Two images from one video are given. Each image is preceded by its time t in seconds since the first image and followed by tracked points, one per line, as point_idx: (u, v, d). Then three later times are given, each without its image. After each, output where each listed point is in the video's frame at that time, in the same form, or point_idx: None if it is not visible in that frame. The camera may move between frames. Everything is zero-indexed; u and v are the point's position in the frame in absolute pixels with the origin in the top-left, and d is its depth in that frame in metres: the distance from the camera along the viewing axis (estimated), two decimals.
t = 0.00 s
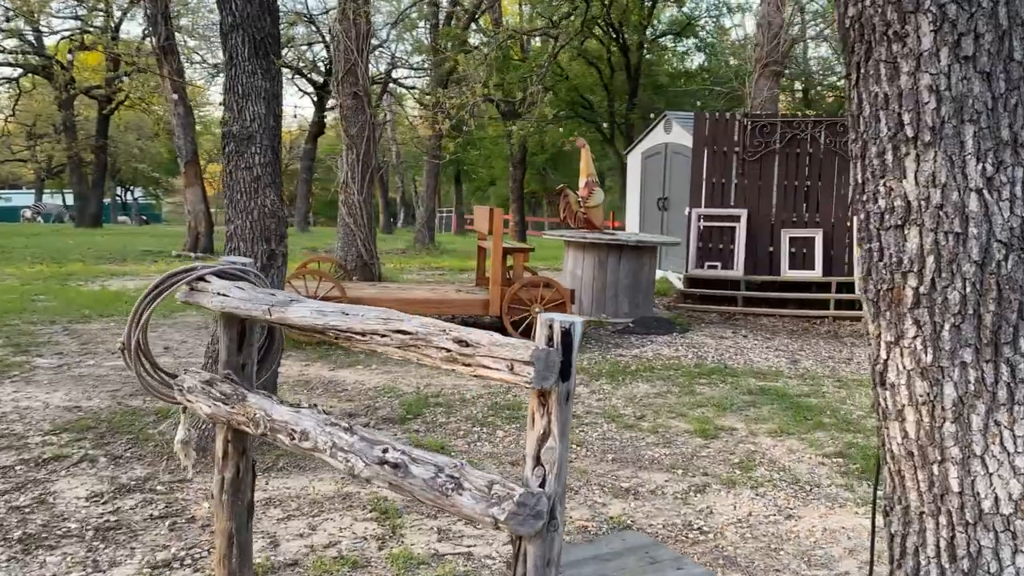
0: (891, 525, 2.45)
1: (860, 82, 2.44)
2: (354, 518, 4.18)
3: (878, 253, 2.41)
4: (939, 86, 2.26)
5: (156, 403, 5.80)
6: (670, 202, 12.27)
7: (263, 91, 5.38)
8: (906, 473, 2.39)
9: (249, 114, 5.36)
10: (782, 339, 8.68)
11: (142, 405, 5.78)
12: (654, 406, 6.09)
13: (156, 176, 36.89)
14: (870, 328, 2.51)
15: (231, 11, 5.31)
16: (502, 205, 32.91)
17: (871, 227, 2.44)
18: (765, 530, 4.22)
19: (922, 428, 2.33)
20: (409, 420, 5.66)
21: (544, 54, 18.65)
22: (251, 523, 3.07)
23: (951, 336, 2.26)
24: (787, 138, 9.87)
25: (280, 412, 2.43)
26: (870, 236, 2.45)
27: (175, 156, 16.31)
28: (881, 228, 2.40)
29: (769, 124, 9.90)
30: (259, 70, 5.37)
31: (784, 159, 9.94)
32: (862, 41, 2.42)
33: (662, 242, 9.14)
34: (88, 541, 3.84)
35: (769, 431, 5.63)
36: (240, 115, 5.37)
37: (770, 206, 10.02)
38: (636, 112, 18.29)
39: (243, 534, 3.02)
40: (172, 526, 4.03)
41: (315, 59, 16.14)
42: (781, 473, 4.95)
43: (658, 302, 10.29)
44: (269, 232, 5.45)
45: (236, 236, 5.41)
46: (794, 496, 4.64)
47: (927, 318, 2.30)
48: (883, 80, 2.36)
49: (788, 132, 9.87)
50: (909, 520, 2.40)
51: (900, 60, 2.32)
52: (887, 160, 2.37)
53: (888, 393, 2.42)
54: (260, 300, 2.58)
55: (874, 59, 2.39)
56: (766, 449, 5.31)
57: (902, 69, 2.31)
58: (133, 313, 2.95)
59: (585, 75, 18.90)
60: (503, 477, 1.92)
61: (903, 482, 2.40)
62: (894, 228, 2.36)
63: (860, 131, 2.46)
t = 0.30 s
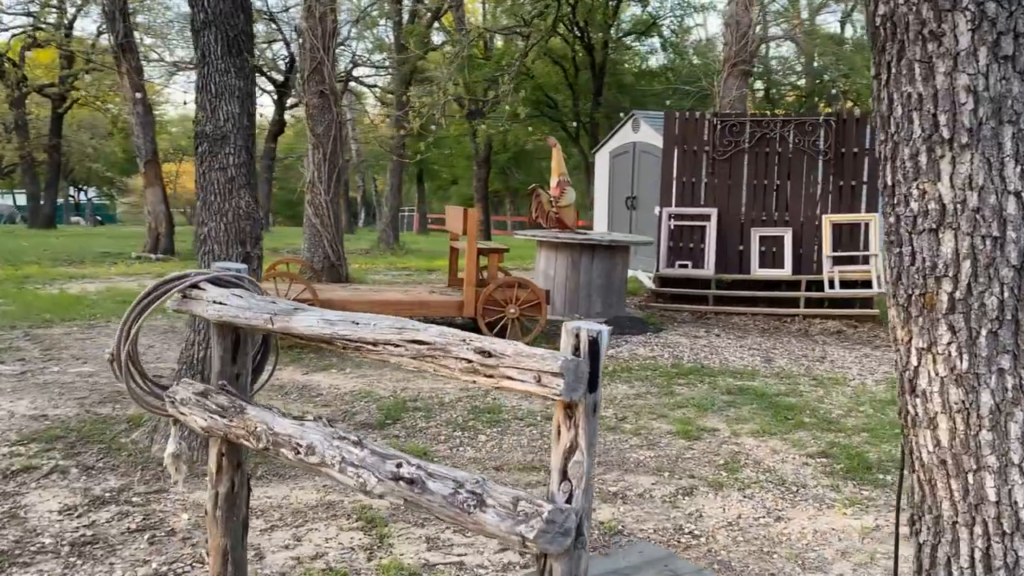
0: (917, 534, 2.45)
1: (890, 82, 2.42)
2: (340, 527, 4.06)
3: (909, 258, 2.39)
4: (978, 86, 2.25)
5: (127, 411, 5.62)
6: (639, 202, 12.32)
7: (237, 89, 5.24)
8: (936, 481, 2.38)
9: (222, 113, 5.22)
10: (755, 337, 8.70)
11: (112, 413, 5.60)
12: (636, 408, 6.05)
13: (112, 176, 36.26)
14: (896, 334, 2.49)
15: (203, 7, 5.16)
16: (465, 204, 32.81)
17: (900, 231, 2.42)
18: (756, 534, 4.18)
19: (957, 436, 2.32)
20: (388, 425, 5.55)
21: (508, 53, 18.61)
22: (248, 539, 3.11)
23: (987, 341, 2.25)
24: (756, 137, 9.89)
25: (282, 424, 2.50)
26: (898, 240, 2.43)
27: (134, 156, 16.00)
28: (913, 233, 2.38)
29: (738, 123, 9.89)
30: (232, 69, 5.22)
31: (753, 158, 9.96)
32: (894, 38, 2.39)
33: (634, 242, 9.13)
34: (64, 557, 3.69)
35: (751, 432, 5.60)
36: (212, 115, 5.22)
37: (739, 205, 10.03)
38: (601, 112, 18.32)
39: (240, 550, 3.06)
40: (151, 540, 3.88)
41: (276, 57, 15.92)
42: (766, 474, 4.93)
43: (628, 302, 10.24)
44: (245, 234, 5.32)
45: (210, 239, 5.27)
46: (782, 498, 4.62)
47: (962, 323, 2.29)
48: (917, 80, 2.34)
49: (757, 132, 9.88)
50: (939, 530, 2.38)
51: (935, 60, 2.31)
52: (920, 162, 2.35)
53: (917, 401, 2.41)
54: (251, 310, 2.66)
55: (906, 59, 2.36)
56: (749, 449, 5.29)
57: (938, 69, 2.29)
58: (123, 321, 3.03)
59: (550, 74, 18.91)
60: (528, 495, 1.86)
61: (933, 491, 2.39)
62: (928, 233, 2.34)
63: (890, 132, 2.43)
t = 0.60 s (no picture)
0: (944, 543, 2.50)
1: (919, 77, 2.46)
2: (323, 537, 3.93)
3: (940, 258, 2.43)
4: (1013, 81, 2.31)
5: (94, 419, 5.45)
6: (608, 203, 12.34)
7: (208, 87, 5.09)
8: (966, 485, 2.43)
9: (193, 111, 5.05)
10: (728, 339, 8.71)
11: (79, 422, 5.42)
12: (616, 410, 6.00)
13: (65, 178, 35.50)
14: (920, 336, 2.54)
15: (173, 3, 5.00)
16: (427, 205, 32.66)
17: (929, 230, 2.46)
18: (745, 537, 4.14)
19: (989, 440, 2.37)
20: (366, 431, 5.43)
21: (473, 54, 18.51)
22: (237, 555, 3.17)
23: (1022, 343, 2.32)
24: (726, 139, 9.94)
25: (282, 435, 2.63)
26: (927, 240, 2.47)
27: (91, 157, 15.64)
28: (943, 231, 2.42)
29: (709, 125, 9.95)
30: (203, 66, 5.06)
31: (723, 159, 9.99)
32: (924, 33, 2.43)
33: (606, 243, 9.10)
34: (35, 574, 3.54)
35: (733, 433, 5.58)
36: (183, 113, 5.05)
37: (710, 206, 10.06)
38: (567, 113, 18.33)
39: (230, 566, 3.12)
40: (127, 554, 3.74)
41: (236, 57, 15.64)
42: (751, 476, 4.90)
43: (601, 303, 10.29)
44: (218, 236, 5.18)
45: (181, 241, 5.10)
46: (769, 500, 4.59)
47: (995, 325, 2.34)
48: (948, 76, 2.38)
49: (727, 133, 9.93)
50: (969, 536, 2.43)
51: (969, 54, 2.35)
52: (952, 159, 2.40)
53: (945, 404, 2.46)
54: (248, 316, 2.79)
55: (937, 53, 2.41)
56: (733, 451, 5.26)
57: (973, 63, 2.33)
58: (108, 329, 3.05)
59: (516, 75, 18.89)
60: (551, 507, 2.04)
61: (962, 496, 2.44)
62: (959, 231, 2.39)
63: (919, 129, 2.48)
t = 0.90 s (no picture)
0: (986, 554, 2.45)
1: (966, 71, 2.44)
2: (320, 547, 3.82)
3: (989, 257, 2.40)
4: None
5: (77, 426, 5.29)
6: (594, 205, 12.30)
7: (197, 84, 4.97)
8: (1014, 493, 2.38)
9: (181, 109, 4.92)
10: (718, 341, 8.67)
11: (61, 428, 5.27)
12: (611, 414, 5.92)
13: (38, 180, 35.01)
14: (966, 338, 2.50)
15: None
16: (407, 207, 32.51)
17: (977, 228, 2.43)
18: (751, 544, 4.07)
19: None
20: (358, 437, 5.31)
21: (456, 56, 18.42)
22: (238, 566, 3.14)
23: None
24: (715, 141, 9.90)
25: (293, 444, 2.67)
26: (974, 238, 2.44)
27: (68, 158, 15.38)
28: (992, 229, 2.40)
29: (697, 127, 9.90)
30: (191, 62, 4.94)
31: (711, 162, 9.96)
32: (974, 22, 2.41)
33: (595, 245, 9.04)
34: None
35: (730, 437, 5.51)
36: (171, 110, 4.92)
37: (699, 209, 10.02)
38: (551, 115, 18.29)
39: None
40: (116, 566, 3.60)
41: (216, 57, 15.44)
42: (752, 481, 4.84)
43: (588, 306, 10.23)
44: (206, 236, 5.03)
45: (168, 241, 4.94)
46: (771, 505, 4.53)
47: None
48: (999, 68, 2.37)
49: (716, 135, 9.90)
50: (1016, 545, 2.39)
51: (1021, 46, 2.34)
52: (1002, 155, 2.38)
53: (992, 408, 2.43)
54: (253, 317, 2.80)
55: (988, 45, 2.39)
56: (731, 456, 5.19)
57: None
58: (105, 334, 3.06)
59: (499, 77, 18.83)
60: (587, 520, 2.08)
61: (1009, 504, 2.39)
62: (1010, 229, 2.37)
63: (967, 123, 2.45)
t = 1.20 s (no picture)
0: None
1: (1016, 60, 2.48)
2: (316, 557, 3.71)
3: None
4: None
5: (62, 434, 5.15)
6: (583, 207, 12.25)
7: (185, 82, 4.85)
8: None
9: (169, 107, 4.81)
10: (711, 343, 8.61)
11: (45, 436, 5.12)
12: (607, 417, 5.83)
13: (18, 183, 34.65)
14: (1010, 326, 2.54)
15: None
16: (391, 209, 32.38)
17: None
18: (756, 550, 3.99)
19: None
20: (351, 442, 5.20)
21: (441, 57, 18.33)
22: None
23: None
24: (705, 142, 9.84)
25: (302, 454, 2.62)
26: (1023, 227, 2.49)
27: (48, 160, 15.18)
28: None
29: (687, 128, 9.85)
30: (179, 59, 4.82)
31: (701, 163, 9.91)
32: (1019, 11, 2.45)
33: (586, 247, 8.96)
34: None
35: (728, 440, 5.44)
36: (158, 108, 4.80)
37: (689, 210, 9.96)
38: (538, 117, 18.23)
39: None
40: None
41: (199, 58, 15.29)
42: (753, 485, 4.76)
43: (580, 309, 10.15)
44: (195, 238, 4.91)
45: (156, 243, 4.81)
46: (774, 510, 4.45)
47: None
48: None
49: (706, 136, 9.84)
50: None
51: None
52: None
53: None
54: (257, 319, 2.74)
55: None
56: (731, 459, 5.12)
57: None
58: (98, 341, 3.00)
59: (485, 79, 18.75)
60: (620, 534, 2.01)
61: None
62: None
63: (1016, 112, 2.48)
